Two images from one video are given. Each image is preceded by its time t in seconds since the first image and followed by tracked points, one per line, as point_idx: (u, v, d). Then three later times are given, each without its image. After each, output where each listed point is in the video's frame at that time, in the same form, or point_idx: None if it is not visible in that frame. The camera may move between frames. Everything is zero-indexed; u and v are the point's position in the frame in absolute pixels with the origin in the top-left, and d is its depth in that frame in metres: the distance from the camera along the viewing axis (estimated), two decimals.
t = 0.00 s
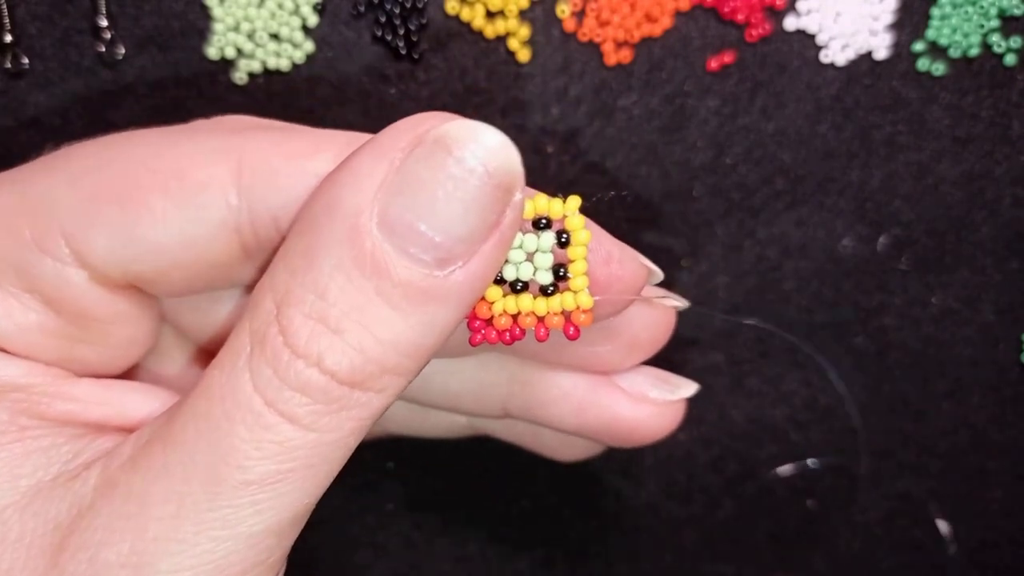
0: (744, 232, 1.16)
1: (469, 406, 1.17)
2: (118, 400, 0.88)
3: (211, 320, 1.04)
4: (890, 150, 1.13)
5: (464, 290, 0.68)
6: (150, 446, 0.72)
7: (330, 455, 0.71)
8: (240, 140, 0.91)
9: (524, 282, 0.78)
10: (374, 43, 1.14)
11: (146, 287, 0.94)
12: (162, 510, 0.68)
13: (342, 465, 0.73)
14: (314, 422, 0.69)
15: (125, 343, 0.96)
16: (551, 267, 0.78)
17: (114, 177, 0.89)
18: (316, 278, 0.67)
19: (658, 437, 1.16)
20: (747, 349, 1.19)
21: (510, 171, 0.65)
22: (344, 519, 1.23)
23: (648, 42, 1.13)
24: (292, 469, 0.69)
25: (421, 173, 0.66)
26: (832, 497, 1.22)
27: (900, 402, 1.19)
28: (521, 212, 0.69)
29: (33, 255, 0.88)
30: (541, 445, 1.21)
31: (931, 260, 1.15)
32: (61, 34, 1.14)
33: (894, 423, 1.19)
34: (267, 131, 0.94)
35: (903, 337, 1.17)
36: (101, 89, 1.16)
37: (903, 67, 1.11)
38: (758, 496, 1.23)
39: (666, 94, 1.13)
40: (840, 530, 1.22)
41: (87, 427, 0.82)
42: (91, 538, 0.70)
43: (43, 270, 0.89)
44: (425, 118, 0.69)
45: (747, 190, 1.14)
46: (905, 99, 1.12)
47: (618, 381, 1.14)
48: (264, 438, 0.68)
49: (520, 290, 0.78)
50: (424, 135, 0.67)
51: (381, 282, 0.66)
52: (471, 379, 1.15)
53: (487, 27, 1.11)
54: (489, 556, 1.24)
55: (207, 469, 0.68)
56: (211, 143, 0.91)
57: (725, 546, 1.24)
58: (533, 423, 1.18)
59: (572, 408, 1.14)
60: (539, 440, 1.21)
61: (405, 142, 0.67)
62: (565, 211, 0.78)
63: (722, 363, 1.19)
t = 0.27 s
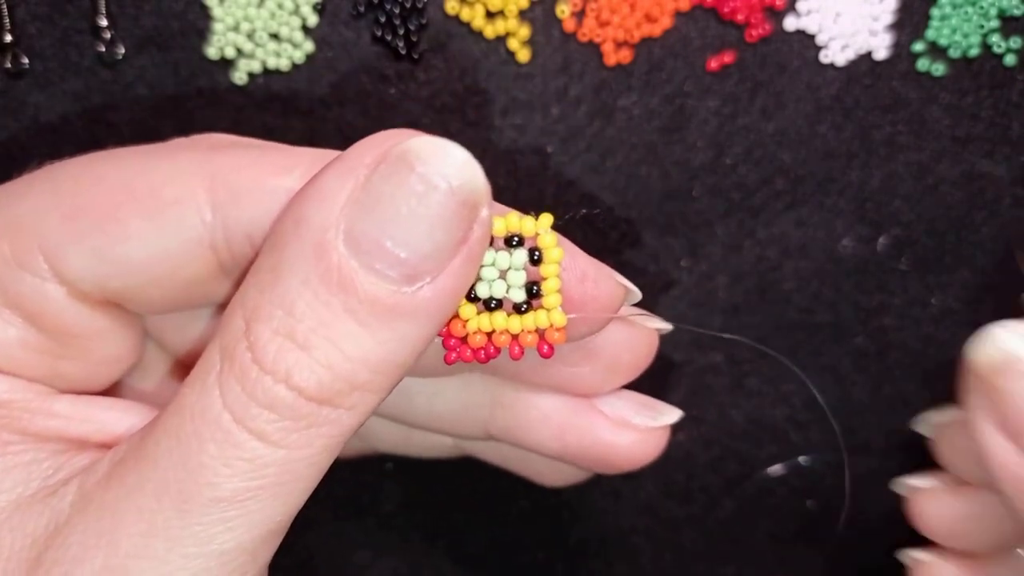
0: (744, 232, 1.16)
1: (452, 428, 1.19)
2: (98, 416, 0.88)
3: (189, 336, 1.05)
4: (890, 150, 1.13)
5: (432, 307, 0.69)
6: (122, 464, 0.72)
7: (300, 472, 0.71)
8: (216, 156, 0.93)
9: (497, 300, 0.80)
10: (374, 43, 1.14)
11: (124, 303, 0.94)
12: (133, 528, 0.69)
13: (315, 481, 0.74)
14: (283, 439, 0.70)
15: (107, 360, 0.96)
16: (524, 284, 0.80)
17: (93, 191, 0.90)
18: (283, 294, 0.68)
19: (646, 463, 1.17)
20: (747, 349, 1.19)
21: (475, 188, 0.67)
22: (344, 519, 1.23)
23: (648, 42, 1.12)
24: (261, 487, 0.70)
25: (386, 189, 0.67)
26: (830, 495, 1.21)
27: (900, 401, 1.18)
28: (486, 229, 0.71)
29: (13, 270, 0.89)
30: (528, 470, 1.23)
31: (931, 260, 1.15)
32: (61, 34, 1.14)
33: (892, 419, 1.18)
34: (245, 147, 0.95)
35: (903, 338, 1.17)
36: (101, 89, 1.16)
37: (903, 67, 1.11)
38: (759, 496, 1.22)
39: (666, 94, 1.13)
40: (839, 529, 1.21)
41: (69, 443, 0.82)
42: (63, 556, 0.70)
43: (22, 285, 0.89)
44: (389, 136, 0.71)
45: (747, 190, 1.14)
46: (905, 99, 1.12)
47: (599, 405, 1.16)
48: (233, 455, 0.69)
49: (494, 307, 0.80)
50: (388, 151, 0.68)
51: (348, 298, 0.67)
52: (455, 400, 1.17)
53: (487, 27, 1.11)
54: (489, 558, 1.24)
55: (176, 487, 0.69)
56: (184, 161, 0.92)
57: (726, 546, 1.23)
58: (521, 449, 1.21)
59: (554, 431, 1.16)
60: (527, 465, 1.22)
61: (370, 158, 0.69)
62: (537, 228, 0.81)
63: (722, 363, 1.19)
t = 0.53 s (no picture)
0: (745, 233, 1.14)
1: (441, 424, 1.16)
2: (82, 403, 0.89)
3: (172, 320, 1.05)
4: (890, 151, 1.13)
5: (413, 285, 0.69)
6: (105, 447, 0.72)
7: (278, 458, 0.70)
8: (201, 141, 0.93)
9: (481, 283, 0.81)
10: (374, 43, 1.14)
11: (111, 287, 0.94)
12: (112, 510, 0.69)
13: (300, 467, 0.73)
14: (261, 420, 0.69)
15: (95, 347, 0.97)
16: (508, 267, 0.80)
17: (80, 175, 0.91)
18: (262, 272, 0.68)
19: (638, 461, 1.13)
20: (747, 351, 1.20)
21: (452, 162, 0.68)
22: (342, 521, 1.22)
23: (648, 42, 1.12)
24: (240, 470, 0.69)
25: (365, 164, 0.67)
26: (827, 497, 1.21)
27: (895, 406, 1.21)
28: (466, 207, 0.71)
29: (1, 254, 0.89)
30: (518, 469, 1.21)
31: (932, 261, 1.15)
32: (61, 34, 1.14)
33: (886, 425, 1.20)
34: (230, 134, 0.96)
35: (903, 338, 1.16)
36: (100, 89, 1.16)
37: (903, 67, 1.11)
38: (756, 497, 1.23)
39: (666, 94, 1.13)
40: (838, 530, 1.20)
41: (56, 430, 0.82)
42: (43, 538, 0.70)
43: (10, 267, 0.90)
44: (366, 114, 0.71)
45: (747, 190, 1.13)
46: (905, 98, 1.12)
47: (591, 402, 1.13)
48: (211, 437, 0.68)
49: (478, 291, 0.80)
50: (366, 127, 0.69)
51: (327, 275, 0.67)
52: (442, 395, 1.14)
53: (487, 27, 1.11)
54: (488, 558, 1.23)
55: (154, 468, 0.68)
56: (172, 144, 0.93)
57: (725, 547, 1.23)
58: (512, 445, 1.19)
59: (542, 428, 1.12)
60: (517, 464, 1.21)
61: (349, 134, 0.69)
62: (521, 210, 0.81)
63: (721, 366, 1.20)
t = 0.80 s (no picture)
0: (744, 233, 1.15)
1: (449, 413, 1.15)
2: (93, 390, 0.88)
3: (182, 308, 1.05)
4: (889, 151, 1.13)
5: (425, 269, 0.69)
6: (115, 432, 0.72)
7: (290, 443, 0.71)
8: (211, 127, 0.93)
9: (493, 269, 0.81)
10: (374, 43, 1.14)
11: (120, 274, 0.94)
12: (122, 494, 0.69)
13: (310, 453, 0.73)
14: (273, 404, 0.69)
15: (105, 335, 0.97)
16: (519, 252, 0.81)
17: (91, 162, 0.91)
18: (275, 255, 0.68)
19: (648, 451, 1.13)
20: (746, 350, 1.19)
21: (467, 145, 0.68)
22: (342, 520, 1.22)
23: (648, 42, 1.12)
24: (251, 454, 0.69)
25: (379, 146, 0.67)
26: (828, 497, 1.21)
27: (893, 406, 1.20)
28: (479, 191, 0.71)
29: (13, 240, 0.89)
30: (526, 459, 1.21)
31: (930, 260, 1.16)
32: (61, 34, 1.14)
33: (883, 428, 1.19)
34: (239, 120, 0.96)
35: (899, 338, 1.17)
36: (100, 89, 1.16)
37: (902, 67, 1.11)
38: (757, 498, 1.22)
39: (666, 95, 1.13)
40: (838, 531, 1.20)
41: (66, 417, 0.82)
42: (52, 523, 0.70)
43: (21, 253, 0.90)
44: (381, 97, 0.71)
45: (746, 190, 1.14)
46: (904, 99, 1.12)
47: (601, 391, 1.12)
48: (223, 420, 0.68)
49: (489, 277, 0.81)
50: (380, 110, 0.69)
51: (339, 258, 0.67)
52: (451, 382, 1.15)
53: (487, 27, 1.11)
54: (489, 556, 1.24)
55: (165, 451, 0.68)
56: (183, 130, 0.93)
57: (725, 547, 1.24)
58: (519, 436, 1.19)
59: (552, 416, 1.11)
60: (525, 454, 1.20)
61: (364, 118, 0.69)
62: (532, 196, 0.81)
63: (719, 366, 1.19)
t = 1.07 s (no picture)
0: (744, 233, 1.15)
1: (449, 410, 1.15)
2: (94, 390, 0.88)
3: (182, 308, 1.05)
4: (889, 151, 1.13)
5: (426, 268, 0.69)
6: (115, 432, 0.72)
7: (290, 442, 0.71)
8: (211, 127, 0.93)
9: (492, 267, 0.81)
10: (374, 43, 1.14)
11: (121, 273, 0.94)
12: (123, 493, 0.69)
13: (311, 452, 0.73)
14: (273, 403, 0.69)
15: (105, 334, 0.97)
16: (518, 250, 0.81)
17: (91, 161, 0.91)
18: (275, 254, 0.68)
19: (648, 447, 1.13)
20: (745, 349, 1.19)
21: (467, 143, 0.68)
22: (343, 519, 1.22)
23: (648, 42, 1.12)
24: (252, 453, 0.69)
25: (379, 145, 0.67)
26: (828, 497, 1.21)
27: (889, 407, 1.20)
28: (479, 189, 0.71)
29: (13, 240, 0.90)
30: (528, 455, 1.20)
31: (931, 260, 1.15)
32: (61, 34, 1.14)
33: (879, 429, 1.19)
34: (239, 120, 0.96)
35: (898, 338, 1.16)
36: (101, 89, 1.16)
37: (902, 67, 1.11)
38: (757, 498, 1.22)
39: (666, 95, 1.13)
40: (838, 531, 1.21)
41: (66, 416, 0.82)
42: (53, 523, 0.70)
43: (21, 253, 0.90)
44: (381, 96, 0.71)
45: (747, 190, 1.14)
46: (904, 99, 1.12)
47: (600, 389, 1.12)
48: (224, 420, 0.68)
49: (488, 275, 0.81)
50: (381, 108, 0.69)
51: (340, 257, 0.67)
52: (451, 379, 1.14)
53: (487, 27, 1.11)
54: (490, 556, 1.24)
55: (166, 450, 0.68)
56: (183, 129, 0.93)
57: (726, 547, 1.24)
58: (521, 432, 1.18)
59: (552, 413, 1.11)
60: (527, 450, 1.20)
61: (364, 117, 0.69)
62: (530, 194, 0.81)
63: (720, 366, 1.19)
